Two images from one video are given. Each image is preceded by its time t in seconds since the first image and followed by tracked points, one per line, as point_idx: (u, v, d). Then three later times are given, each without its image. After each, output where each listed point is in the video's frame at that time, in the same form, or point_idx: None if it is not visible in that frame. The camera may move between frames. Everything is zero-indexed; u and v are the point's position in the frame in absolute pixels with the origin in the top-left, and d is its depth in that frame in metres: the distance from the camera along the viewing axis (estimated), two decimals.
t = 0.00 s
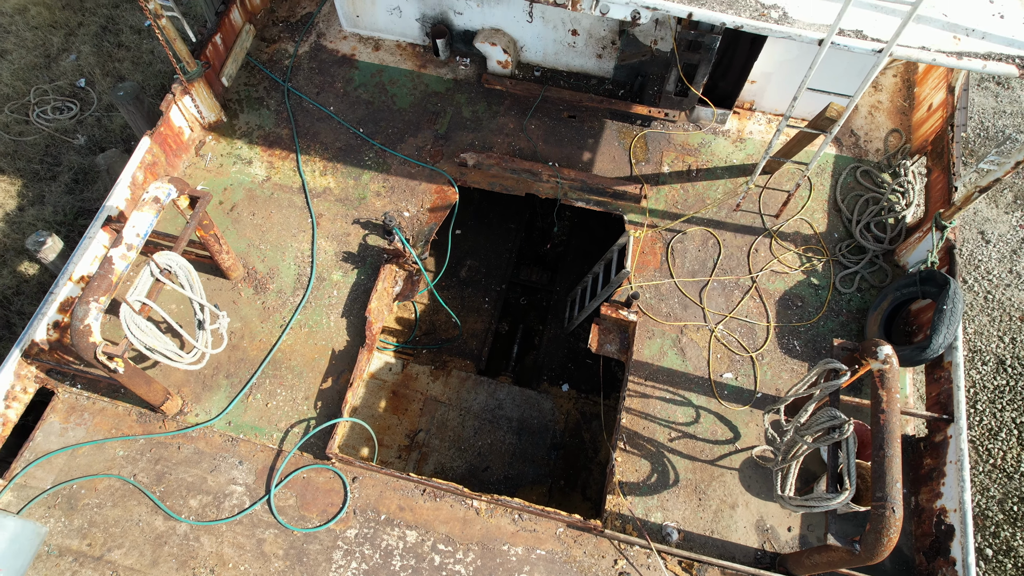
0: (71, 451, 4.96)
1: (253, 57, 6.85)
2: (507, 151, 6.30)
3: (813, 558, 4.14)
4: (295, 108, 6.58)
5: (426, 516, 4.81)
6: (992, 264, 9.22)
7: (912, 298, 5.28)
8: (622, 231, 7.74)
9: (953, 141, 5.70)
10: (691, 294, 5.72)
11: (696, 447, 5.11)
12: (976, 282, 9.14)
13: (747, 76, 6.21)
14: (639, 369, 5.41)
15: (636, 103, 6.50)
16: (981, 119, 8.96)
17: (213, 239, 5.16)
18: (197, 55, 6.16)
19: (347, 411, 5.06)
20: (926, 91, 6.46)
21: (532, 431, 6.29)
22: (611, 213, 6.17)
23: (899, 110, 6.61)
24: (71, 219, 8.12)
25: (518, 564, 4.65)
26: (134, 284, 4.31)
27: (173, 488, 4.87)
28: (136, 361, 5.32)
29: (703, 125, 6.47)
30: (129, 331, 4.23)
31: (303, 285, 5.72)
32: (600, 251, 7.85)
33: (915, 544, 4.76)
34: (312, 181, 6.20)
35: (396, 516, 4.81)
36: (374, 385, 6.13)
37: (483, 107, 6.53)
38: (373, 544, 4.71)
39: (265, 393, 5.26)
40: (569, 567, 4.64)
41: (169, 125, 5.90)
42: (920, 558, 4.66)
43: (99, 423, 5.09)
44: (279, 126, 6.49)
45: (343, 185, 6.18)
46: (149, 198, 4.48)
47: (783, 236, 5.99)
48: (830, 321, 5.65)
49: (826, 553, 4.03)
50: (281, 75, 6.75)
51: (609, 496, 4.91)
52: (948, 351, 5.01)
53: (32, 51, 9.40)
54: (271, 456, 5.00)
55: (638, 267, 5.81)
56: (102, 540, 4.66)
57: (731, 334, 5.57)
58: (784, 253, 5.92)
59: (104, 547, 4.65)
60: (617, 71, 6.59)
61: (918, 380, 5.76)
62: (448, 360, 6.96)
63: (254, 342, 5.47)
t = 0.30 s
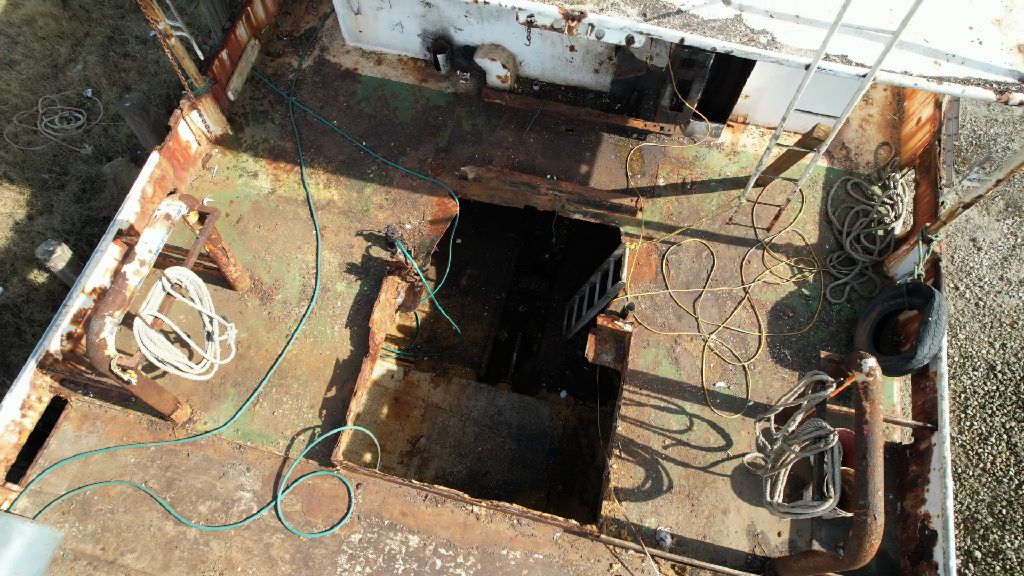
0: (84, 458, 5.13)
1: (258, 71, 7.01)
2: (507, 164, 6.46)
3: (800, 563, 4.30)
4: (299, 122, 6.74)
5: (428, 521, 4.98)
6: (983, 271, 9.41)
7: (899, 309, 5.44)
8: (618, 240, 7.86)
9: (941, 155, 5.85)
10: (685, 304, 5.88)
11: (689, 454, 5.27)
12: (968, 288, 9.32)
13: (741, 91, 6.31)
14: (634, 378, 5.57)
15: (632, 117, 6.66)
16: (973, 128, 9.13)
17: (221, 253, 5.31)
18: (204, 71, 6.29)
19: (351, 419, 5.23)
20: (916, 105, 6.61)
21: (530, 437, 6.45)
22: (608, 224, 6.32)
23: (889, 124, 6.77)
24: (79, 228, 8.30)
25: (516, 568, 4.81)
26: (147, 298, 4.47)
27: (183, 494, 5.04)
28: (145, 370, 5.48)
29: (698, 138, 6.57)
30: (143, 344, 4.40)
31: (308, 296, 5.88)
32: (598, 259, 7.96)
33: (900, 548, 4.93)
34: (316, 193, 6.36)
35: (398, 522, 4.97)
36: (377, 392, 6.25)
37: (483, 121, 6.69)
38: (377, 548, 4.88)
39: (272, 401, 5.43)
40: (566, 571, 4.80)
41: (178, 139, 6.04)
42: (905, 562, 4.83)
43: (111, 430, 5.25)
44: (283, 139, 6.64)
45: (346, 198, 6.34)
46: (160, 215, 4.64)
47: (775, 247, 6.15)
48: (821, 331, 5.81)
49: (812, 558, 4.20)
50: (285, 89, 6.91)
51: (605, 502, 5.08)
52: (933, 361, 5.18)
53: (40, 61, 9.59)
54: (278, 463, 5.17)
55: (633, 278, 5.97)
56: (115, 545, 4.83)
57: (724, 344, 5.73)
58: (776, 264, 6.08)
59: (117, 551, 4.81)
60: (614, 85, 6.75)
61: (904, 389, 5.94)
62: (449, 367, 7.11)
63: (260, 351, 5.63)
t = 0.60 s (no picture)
0: (98, 467, 5.33)
1: (263, 88, 7.19)
2: (505, 180, 6.65)
3: (785, 569, 4.50)
4: (304, 138, 6.93)
5: (429, 528, 5.18)
6: (973, 279, 9.63)
7: (884, 322, 5.62)
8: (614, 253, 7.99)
9: (926, 173, 6.04)
10: (678, 317, 6.07)
11: (681, 463, 5.47)
12: (958, 297, 9.53)
13: (733, 109, 6.47)
14: (628, 389, 5.76)
15: (627, 134, 6.85)
16: (964, 140, 9.32)
17: (229, 269, 5.51)
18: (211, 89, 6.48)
19: (355, 429, 5.42)
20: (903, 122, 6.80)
21: (528, 444, 6.65)
22: (603, 239, 6.52)
23: (877, 140, 6.96)
24: (88, 239, 8.51)
25: (514, 573, 5.02)
26: (160, 315, 4.68)
27: (193, 502, 5.24)
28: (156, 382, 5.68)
29: (691, 154, 6.79)
30: (156, 359, 4.62)
31: (312, 309, 6.08)
32: (595, 268, 8.10)
33: (883, 554, 5.12)
34: (320, 209, 6.55)
35: (401, 528, 5.17)
36: (378, 401, 6.44)
37: (482, 137, 6.87)
38: (380, 554, 5.08)
39: (278, 412, 5.63)
40: None
41: (186, 156, 6.25)
42: (888, 567, 5.02)
43: (124, 440, 5.45)
44: (288, 155, 6.83)
45: (349, 213, 6.53)
46: (172, 235, 4.82)
47: (765, 261, 6.33)
48: (809, 343, 6.00)
49: (796, 564, 4.41)
50: (290, 105, 7.09)
51: (600, 510, 5.27)
52: (915, 374, 5.38)
53: (48, 74, 9.80)
54: (284, 471, 5.37)
55: (628, 292, 6.17)
56: (128, 551, 5.03)
57: (715, 356, 5.92)
58: (767, 278, 6.26)
59: (130, 557, 5.01)
60: (609, 103, 6.93)
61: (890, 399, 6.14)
62: (449, 376, 7.29)
63: (267, 363, 5.83)
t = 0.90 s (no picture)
0: (117, 477, 5.61)
1: (271, 109, 7.44)
2: (504, 200, 6.91)
3: None
4: (310, 158, 7.17)
5: (432, 536, 5.45)
6: (960, 290, 9.92)
7: (865, 339, 5.86)
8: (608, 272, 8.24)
9: (907, 194, 6.30)
10: (669, 333, 6.34)
11: (671, 474, 5.74)
12: (945, 307, 9.82)
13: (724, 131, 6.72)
14: (621, 403, 6.03)
15: (622, 155, 7.11)
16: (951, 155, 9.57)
17: (241, 289, 5.77)
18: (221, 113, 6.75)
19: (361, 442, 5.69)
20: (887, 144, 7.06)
21: (526, 454, 6.92)
22: (598, 256, 6.78)
23: (863, 160, 7.22)
24: (100, 252, 8.80)
25: None
26: (178, 336, 4.96)
27: (207, 512, 5.51)
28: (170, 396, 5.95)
29: (683, 174, 6.99)
30: (174, 378, 4.91)
31: (319, 325, 6.34)
32: (591, 284, 8.37)
33: (863, 561, 5.40)
34: (326, 228, 6.81)
35: (404, 536, 5.45)
36: (382, 411, 6.80)
37: (482, 158, 7.13)
38: (385, 561, 5.36)
39: (287, 425, 5.90)
40: None
41: (198, 179, 6.52)
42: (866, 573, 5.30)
43: (141, 452, 5.73)
44: (295, 175, 7.08)
45: (354, 232, 6.79)
46: (188, 259, 5.10)
47: (754, 278, 6.60)
48: (795, 358, 6.27)
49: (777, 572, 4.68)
50: (296, 126, 7.34)
51: (593, 519, 5.55)
52: (894, 389, 5.65)
53: (59, 90, 10.09)
54: (294, 482, 5.64)
55: (621, 308, 6.43)
56: (146, 558, 5.31)
57: (705, 370, 6.18)
58: (755, 295, 6.53)
59: (148, 564, 5.29)
60: (605, 124, 7.18)
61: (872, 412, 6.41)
62: (450, 388, 7.47)
63: (276, 378, 6.10)
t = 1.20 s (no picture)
0: (136, 488, 5.92)
1: (279, 132, 7.73)
2: (504, 221, 7.21)
3: None
4: (317, 180, 7.47)
5: (435, 544, 5.75)
6: (946, 302, 10.22)
7: (848, 356, 6.16)
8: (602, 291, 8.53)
9: (889, 216, 6.58)
10: (662, 349, 6.64)
11: (663, 484, 6.04)
12: (932, 318, 10.13)
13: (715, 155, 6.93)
14: (615, 417, 6.33)
15: (617, 177, 7.40)
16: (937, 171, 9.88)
17: (254, 309, 6.08)
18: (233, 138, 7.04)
19: (368, 455, 6.00)
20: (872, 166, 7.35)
21: (525, 463, 7.23)
22: (594, 274, 7.08)
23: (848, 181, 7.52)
24: (113, 267, 9.11)
25: None
26: (196, 357, 5.26)
27: (223, 521, 5.81)
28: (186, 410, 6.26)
29: (676, 195, 7.32)
30: (194, 397, 5.24)
31: (327, 342, 6.64)
32: (586, 299, 8.71)
33: (844, 567, 5.71)
34: (333, 247, 7.11)
35: (410, 544, 5.75)
36: (386, 422, 7.03)
37: (482, 180, 7.43)
38: (391, 568, 5.67)
39: (298, 437, 6.20)
40: None
41: (211, 202, 6.82)
42: None
43: (159, 463, 6.03)
44: (303, 197, 7.38)
45: (361, 251, 7.09)
46: (205, 283, 5.40)
47: (743, 296, 6.89)
48: (781, 373, 6.57)
49: None
50: (304, 148, 7.63)
51: (589, 527, 5.86)
52: (873, 404, 5.96)
53: (72, 108, 10.41)
54: (304, 493, 5.95)
55: (616, 325, 6.73)
56: (166, 565, 5.62)
57: (696, 386, 6.48)
58: (744, 313, 6.82)
59: (168, 570, 5.60)
60: (600, 147, 7.49)
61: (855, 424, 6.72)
62: (453, 399, 7.68)
63: (286, 393, 6.40)
